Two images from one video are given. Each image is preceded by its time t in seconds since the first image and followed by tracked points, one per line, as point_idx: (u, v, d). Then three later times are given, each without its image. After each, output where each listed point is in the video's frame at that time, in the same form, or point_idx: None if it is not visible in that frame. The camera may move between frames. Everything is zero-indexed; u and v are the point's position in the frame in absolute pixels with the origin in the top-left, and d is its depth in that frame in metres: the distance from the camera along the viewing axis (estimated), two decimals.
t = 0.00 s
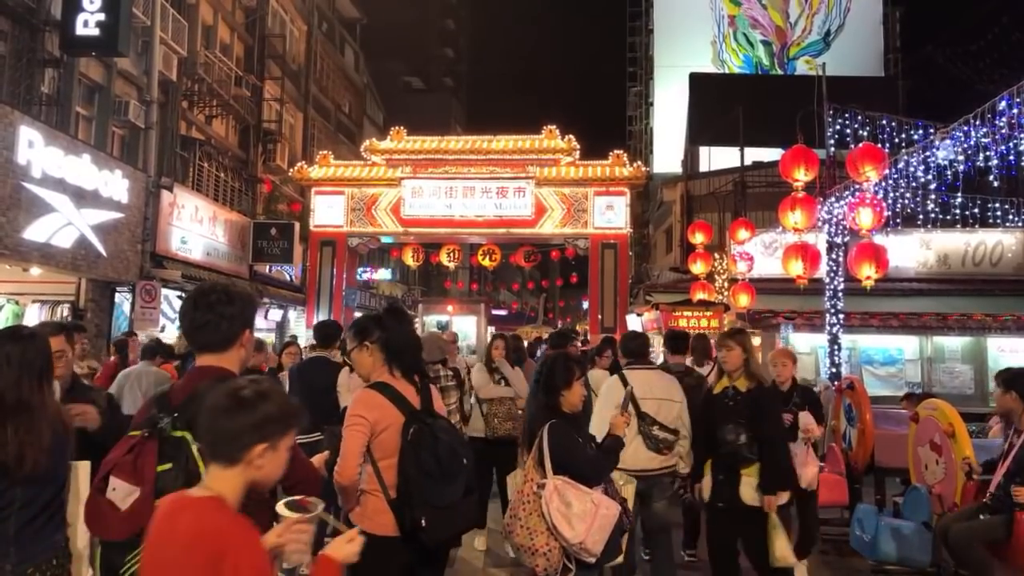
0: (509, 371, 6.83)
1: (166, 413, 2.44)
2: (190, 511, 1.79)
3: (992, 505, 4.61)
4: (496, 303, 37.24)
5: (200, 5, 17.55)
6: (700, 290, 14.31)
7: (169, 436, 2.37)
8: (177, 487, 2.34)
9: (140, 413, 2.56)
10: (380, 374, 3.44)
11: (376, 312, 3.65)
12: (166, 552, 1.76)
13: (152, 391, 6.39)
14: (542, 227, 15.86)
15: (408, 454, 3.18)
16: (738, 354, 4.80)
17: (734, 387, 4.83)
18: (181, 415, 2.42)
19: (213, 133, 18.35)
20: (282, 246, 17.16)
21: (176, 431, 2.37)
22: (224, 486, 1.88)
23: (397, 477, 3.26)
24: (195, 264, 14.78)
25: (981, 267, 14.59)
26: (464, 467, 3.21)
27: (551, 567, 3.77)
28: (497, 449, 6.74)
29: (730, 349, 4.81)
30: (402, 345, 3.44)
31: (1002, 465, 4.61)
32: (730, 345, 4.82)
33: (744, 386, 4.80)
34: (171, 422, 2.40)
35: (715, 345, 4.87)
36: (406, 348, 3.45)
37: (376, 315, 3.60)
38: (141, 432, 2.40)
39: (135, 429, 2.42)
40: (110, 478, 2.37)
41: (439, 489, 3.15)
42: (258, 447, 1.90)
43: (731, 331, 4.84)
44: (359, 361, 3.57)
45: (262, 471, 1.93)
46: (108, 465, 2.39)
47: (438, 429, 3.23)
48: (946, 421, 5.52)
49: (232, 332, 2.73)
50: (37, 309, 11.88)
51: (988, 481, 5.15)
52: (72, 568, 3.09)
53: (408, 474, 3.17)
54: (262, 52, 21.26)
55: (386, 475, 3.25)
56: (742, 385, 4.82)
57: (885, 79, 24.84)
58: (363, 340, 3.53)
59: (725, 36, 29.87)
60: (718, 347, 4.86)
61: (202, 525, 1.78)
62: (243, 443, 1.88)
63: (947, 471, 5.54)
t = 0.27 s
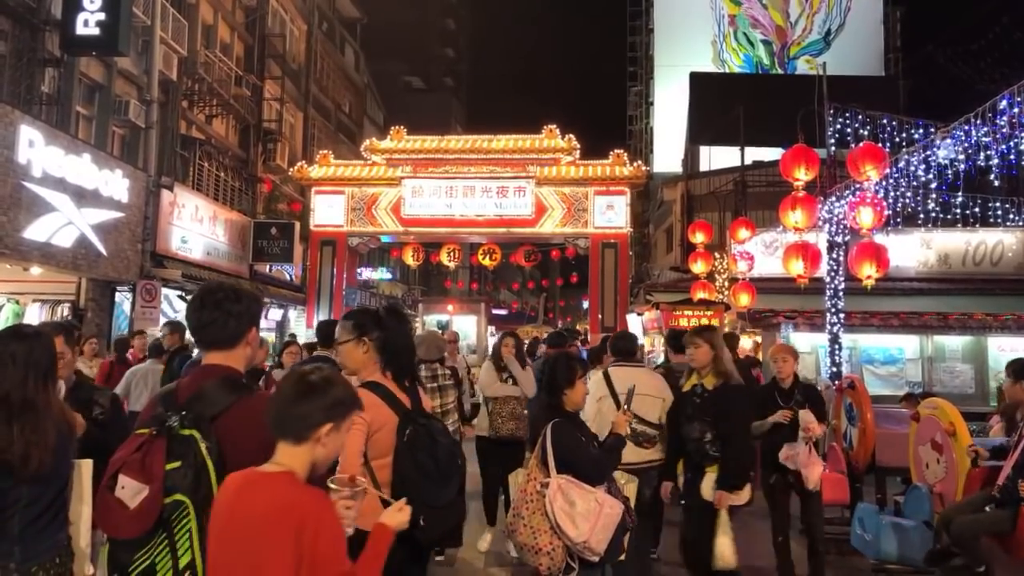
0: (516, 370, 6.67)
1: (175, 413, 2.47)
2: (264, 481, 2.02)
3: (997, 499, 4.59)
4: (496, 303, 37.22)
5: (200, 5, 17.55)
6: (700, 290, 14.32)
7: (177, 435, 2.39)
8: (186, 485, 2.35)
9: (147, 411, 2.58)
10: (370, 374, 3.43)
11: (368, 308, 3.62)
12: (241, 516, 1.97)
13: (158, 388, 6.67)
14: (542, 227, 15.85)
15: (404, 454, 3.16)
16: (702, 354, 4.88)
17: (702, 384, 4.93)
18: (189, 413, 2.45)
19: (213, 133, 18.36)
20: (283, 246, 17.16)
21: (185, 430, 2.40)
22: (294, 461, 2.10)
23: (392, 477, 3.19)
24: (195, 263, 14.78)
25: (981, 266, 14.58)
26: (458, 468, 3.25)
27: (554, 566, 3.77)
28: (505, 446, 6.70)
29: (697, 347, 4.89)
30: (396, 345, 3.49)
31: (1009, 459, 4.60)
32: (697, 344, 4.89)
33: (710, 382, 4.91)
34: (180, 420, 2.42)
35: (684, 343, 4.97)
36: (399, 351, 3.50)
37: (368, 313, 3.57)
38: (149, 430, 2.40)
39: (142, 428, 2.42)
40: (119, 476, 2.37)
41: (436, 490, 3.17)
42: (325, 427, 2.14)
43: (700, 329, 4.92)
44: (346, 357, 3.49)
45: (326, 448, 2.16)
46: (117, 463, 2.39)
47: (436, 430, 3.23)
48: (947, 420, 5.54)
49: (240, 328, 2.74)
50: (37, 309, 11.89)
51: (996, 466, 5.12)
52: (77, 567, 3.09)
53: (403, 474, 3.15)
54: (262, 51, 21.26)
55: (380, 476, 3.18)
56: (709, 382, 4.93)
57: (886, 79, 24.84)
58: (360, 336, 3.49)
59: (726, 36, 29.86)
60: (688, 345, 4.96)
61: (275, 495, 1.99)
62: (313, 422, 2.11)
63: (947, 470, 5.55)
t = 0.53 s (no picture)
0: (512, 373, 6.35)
1: (184, 412, 2.48)
2: (313, 467, 2.28)
3: (1011, 497, 4.63)
4: (497, 303, 37.20)
5: (203, 5, 17.57)
6: (703, 290, 14.33)
7: (186, 435, 2.41)
8: (196, 485, 2.37)
9: (153, 411, 2.60)
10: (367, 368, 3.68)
11: (371, 310, 3.86)
12: (293, 499, 2.24)
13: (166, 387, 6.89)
14: (544, 226, 15.85)
15: (413, 450, 3.19)
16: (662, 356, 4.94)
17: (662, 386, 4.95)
18: (197, 414, 2.48)
19: (216, 133, 18.38)
20: (285, 246, 17.16)
21: (193, 430, 2.42)
22: (336, 447, 2.36)
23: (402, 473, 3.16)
24: (198, 263, 14.79)
25: (985, 266, 14.56)
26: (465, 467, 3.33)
27: (557, 564, 3.77)
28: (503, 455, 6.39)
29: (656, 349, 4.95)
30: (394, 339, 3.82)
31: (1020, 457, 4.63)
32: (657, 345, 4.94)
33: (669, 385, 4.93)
34: (189, 421, 2.44)
35: (647, 344, 5.03)
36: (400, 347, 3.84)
37: (369, 312, 3.82)
38: (158, 430, 2.41)
39: (151, 428, 2.43)
40: (129, 476, 2.38)
41: (451, 486, 3.26)
42: (361, 415, 2.39)
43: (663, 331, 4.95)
44: (345, 351, 3.74)
45: (364, 435, 2.42)
46: (126, 463, 2.40)
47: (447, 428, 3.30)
48: (949, 419, 5.53)
49: (247, 328, 2.74)
50: (40, 309, 11.87)
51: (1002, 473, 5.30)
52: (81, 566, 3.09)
53: (404, 474, 3.12)
54: (265, 51, 21.27)
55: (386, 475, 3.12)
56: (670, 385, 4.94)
57: (889, 79, 24.81)
58: (370, 333, 3.74)
59: (728, 35, 29.83)
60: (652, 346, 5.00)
61: (322, 478, 2.25)
62: (351, 411, 2.37)
63: (949, 469, 5.54)
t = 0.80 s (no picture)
0: (506, 367, 6.25)
1: (185, 413, 2.49)
2: (350, 456, 2.49)
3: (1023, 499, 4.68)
4: (498, 303, 37.21)
5: (204, 5, 17.59)
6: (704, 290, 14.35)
7: (189, 435, 2.41)
8: (200, 485, 2.36)
9: (155, 412, 2.61)
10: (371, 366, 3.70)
11: (377, 309, 3.87)
12: (330, 485, 2.45)
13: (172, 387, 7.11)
14: (545, 226, 15.85)
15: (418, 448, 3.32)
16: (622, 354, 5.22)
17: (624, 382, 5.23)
18: (200, 414, 2.49)
19: (217, 133, 18.40)
20: (286, 246, 17.15)
21: (195, 430, 2.42)
22: (371, 437, 2.56)
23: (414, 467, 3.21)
24: (199, 263, 14.80)
25: (986, 266, 14.55)
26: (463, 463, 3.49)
27: (557, 562, 3.79)
28: (497, 455, 6.30)
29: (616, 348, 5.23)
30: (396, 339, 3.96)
31: None
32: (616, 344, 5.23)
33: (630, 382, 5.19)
34: (191, 421, 2.44)
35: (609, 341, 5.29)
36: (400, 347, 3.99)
37: (377, 311, 3.84)
38: (161, 430, 2.41)
39: (153, 429, 2.44)
40: (132, 477, 2.37)
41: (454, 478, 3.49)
42: (395, 407, 2.60)
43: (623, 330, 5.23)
44: (349, 348, 3.73)
45: (396, 426, 2.63)
46: (129, 464, 2.39)
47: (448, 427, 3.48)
48: (952, 419, 5.51)
49: (249, 328, 2.74)
50: (41, 309, 11.88)
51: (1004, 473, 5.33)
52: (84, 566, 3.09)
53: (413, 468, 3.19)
54: (265, 51, 21.28)
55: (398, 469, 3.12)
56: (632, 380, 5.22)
57: (890, 78, 24.80)
58: (376, 332, 3.75)
59: (729, 35, 29.83)
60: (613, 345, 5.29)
61: (359, 466, 2.46)
62: (385, 404, 2.57)
63: (951, 469, 5.53)
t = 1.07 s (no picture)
0: (503, 366, 6.27)
1: (185, 411, 2.49)
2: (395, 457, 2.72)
3: None
4: (499, 302, 37.24)
5: (205, 4, 17.59)
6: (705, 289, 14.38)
7: (189, 434, 2.41)
8: (201, 483, 2.37)
9: (155, 411, 2.62)
10: (374, 364, 3.70)
11: (380, 308, 3.88)
12: (379, 484, 2.68)
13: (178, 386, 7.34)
14: (546, 225, 15.85)
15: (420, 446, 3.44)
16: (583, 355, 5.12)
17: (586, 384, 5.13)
18: (199, 413, 2.49)
19: (218, 132, 18.40)
20: (287, 245, 17.13)
21: (196, 429, 2.43)
22: (412, 437, 2.78)
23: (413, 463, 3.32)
24: (200, 262, 14.82)
25: (987, 265, 14.55)
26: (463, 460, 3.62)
27: (558, 560, 3.80)
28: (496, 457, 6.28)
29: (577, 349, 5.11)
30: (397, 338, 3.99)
31: None
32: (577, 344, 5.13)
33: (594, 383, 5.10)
34: (191, 419, 2.45)
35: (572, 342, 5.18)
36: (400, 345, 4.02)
37: (380, 310, 3.85)
38: (161, 429, 2.42)
39: (153, 428, 2.44)
40: (133, 476, 2.37)
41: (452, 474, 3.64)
42: (435, 409, 2.82)
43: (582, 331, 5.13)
44: (351, 346, 3.74)
45: (435, 426, 2.85)
46: (130, 462, 2.39)
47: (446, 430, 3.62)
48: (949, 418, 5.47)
49: (248, 328, 2.75)
50: (43, 307, 11.84)
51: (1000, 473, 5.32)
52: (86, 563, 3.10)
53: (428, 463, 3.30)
54: (266, 50, 21.27)
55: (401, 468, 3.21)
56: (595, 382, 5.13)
57: (891, 78, 24.78)
58: (379, 331, 3.76)
59: (730, 34, 29.81)
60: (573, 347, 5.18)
61: (402, 465, 2.70)
62: (425, 407, 2.79)
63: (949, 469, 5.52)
